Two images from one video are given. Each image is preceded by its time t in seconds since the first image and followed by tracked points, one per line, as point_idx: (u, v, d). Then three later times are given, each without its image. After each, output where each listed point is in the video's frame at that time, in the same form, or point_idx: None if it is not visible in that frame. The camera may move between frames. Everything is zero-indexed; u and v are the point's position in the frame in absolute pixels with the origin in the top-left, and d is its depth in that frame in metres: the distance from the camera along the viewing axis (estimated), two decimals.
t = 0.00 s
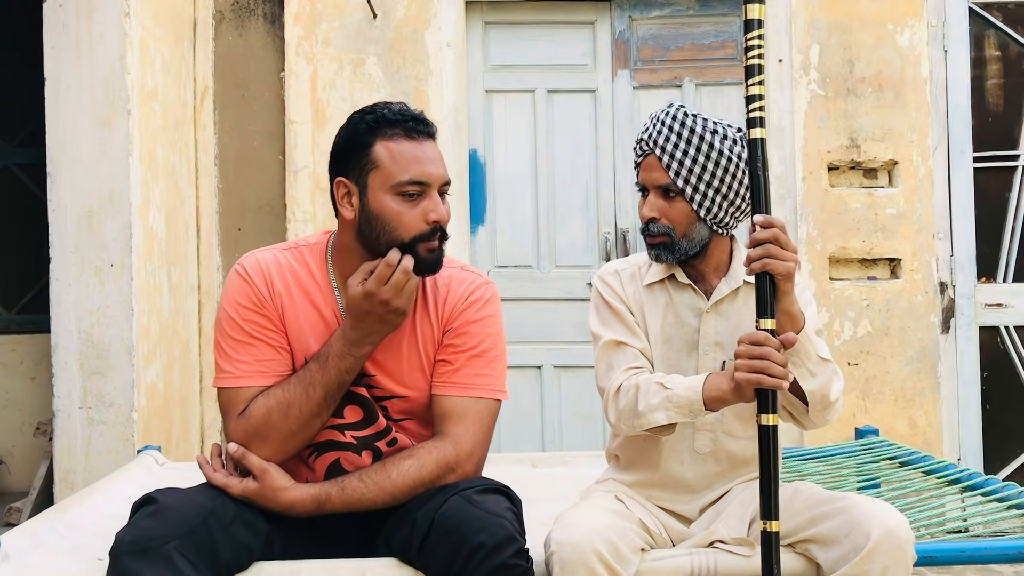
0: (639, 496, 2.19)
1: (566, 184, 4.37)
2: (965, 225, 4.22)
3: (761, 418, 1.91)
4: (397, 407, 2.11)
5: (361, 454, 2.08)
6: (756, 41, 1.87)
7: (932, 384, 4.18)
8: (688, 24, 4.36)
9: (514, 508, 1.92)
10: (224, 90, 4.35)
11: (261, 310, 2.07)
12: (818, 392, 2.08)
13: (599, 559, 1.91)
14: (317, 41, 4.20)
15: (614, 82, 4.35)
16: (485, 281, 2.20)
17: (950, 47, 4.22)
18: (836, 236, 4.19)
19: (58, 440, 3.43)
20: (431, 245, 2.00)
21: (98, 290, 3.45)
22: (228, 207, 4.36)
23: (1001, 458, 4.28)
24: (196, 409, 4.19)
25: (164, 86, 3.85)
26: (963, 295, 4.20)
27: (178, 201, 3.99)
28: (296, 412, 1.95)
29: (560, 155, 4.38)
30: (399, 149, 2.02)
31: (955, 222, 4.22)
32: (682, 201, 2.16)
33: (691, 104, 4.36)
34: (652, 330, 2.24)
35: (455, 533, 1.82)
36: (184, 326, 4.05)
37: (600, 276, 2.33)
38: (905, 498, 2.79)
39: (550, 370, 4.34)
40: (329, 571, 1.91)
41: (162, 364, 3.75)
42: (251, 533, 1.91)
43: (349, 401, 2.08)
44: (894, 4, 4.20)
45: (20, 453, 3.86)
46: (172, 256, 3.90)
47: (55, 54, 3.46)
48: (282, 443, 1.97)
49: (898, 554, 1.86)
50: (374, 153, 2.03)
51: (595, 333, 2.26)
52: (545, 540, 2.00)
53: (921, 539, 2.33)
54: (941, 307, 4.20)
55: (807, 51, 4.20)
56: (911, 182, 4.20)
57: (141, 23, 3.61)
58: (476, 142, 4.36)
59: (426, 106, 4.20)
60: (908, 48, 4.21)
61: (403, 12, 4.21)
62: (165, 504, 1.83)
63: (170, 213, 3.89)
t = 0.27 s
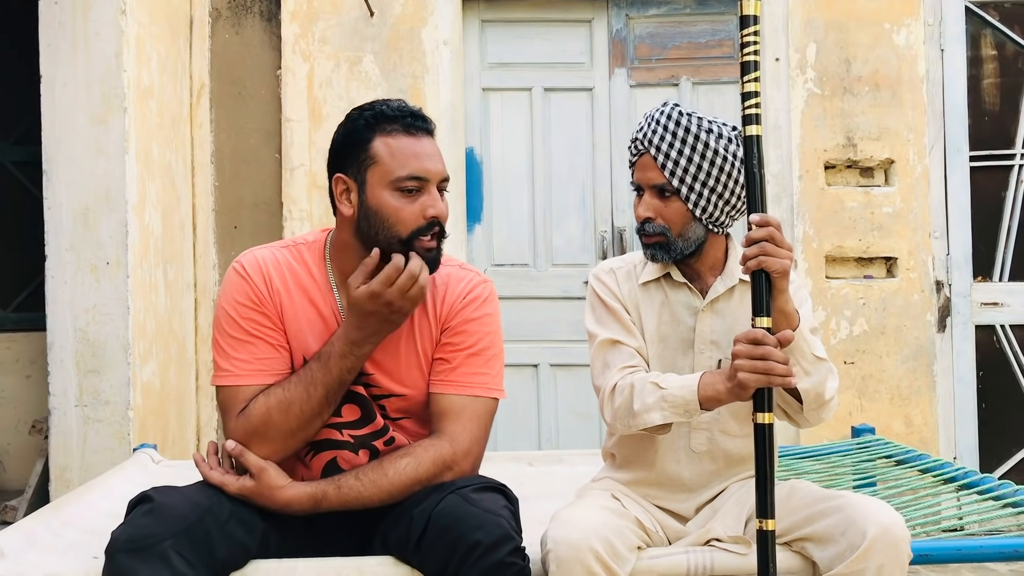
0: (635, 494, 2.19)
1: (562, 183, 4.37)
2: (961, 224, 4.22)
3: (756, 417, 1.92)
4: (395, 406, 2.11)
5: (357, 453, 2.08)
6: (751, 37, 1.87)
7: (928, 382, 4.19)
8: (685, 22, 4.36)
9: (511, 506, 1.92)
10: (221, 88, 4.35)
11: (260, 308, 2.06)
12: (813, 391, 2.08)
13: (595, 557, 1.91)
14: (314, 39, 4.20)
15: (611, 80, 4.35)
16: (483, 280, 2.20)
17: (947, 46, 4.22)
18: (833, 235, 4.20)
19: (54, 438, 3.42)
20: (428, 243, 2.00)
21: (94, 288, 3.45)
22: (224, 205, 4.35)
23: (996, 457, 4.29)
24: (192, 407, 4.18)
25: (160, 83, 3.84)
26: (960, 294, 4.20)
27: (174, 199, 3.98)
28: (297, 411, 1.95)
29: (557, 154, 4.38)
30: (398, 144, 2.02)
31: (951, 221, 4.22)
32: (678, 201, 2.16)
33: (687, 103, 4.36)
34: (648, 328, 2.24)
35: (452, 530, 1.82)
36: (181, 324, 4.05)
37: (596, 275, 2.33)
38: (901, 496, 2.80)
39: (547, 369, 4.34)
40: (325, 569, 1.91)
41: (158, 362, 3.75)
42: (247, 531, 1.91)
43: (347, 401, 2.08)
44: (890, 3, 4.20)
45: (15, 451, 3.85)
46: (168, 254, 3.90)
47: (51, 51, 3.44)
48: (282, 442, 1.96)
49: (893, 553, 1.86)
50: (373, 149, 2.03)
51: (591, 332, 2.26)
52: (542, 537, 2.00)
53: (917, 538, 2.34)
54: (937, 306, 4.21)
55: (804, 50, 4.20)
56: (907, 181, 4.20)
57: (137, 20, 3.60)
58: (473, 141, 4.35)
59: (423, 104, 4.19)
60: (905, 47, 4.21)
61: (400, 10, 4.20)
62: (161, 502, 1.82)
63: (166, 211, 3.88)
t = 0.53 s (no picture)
0: (633, 492, 2.19)
1: (560, 181, 4.37)
2: (959, 222, 4.22)
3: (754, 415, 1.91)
4: (393, 403, 2.11)
5: (356, 447, 2.08)
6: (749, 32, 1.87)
7: (926, 380, 4.19)
8: (683, 20, 4.35)
9: (508, 504, 1.92)
10: (218, 86, 4.34)
11: (263, 297, 2.06)
12: (809, 388, 2.08)
13: (593, 554, 1.91)
14: (311, 36, 4.19)
15: (609, 78, 4.35)
16: (480, 277, 2.20)
17: (945, 43, 4.22)
18: (831, 232, 4.20)
19: (50, 435, 3.42)
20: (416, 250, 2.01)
21: (91, 286, 3.44)
22: (221, 202, 4.35)
23: (994, 454, 4.29)
24: (190, 405, 4.18)
25: (157, 80, 3.83)
26: (957, 292, 4.21)
27: (171, 196, 3.98)
28: (307, 401, 1.94)
29: (555, 151, 4.37)
30: (384, 150, 2.01)
31: (949, 219, 4.23)
32: (674, 200, 2.16)
33: (685, 100, 4.35)
34: (645, 326, 2.24)
35: (449, 528, 1.82)
36: (178, 322, 4.04)
37: (593, 273, 2.33)
38: (899, 494, 2.80)
39: (545, 367, 4.33)
40: (322, 567, 1.90)
41: (155, 360, 3.74)
42: (245, 528, 1.90)
43: (345, 395, 2.08)
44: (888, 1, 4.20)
45: (12, 449, 3.85)
46: (166, 252, 3.89)
47: (47, 48, 3.43)
48: (291, 432, 1.96)
49: (891, 550, 1.86)
50: (359, 155, 2.03)
51: (588, 330, 2.26)
52: (539, 535, 2.00)
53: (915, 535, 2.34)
54: (935, 304, 4.21)
55: (802, 47, 4.20)
56: (905, 179, 4.20)
57: (134, 17, 3.60)
58: (471, 139, 4.35)
59: (421, 101, 4.18)
60: (903, 45, 4.21)
61: (397, 7, 4.19)
62: (158, 500, 1.82)
63: (163, 208, 3.88)
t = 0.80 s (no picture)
0: (632, 491, 2.19)
1: (558, 179, 4.37)
2: (957, 220, 4.23)
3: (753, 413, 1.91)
4: (391, 402, 2.10)
5: (354, 445, 2.08)
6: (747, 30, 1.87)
7: (925, 378, 4.19)
8: (682, 18, 4.35)
9: (508, 502, 1.92)
10: (216, 84, 4.34)
11: (261, 294, 2.07)
12: (807, 387, 2.08)
13: (592, 553, 1.91)
14: (310, 34, 4.19)
15: (607, 76, 4.35)
16: (479, 275, 2.20)
17: (943, 42, 4.22)
18: (830, 231, 4.20)
19: (49, 434, 3.42)
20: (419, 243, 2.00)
21: (89, 284, 3.44)
22: (220, 201, 4.35)
23: (992, 453, 4.30)
24: (189, 404, 4.17)
25: (155, 79, 3.83)
26: (956, 290, 4.21)
27: (170, 195, 3.98)
28: (303, 394, 1.95)
29: (553, 150, 4.37)
30: (382, 144, 2.02)
31: (947, 217, 4.23)
32: (671, 198, 2.16)
33: (684, 98, 4.35)
34: (643, 325, 2.24)
35: (449, 527, 1.82)
36: (177, 321, 4.04)
37: (590, 272, 2.33)
38: (897, 492, 2.80)
39: (544, 365, 4.33)
40: (322, 565, 1.90)
41: (154, 359, 3.74)
42: (244, 527, 1.90)
43: (344, 393, 2.08)
44: None
45: (11, 448, 3.85)
46: (164, 250, 3.89)
47: (46, 46, 3.43)
48: (288, 426, 1.96)
49: (890, 549, 1.86)
50: (357, 150, 2.03)
51: (587, 329, 2.26)
52: (539, 534, 2.00)
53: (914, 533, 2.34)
54: (933, 302, 4.21)
55: (800, 46, 4.20)
56: (904, 177, 4.20)
57: (133, 16, 3.59)
58: (469, 137, 4.35)
59: (419, 100, 4.18)
60: (902, 43, 4.21)
61: (396, 5, 4.19)
62: (157, 499, 1.82)
63: (161, 207, 3.88)
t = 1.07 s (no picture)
0: (631, 491, 2.19)
1: (558, 179, 4.37)
2: (957, 220, 4.23)
3: (751, 413, 1.92)
4: (391, 403, 2.11)
5: (353, 447, 2.08)
6: (745, 30, 1.88)
7: (924, 378, 4.19)
8: (681, 18, 4.35)
9: (507, 503, 1.92)
10: (216, 85, 4.34)
11: (260, 298, 2.07)
12: (805, 386, 2.08)
13: (591, 553, 1.91)
14: (309, 35, 4.19)
15: (607, 76, 4.35)
16: (479, 276, 2.20)
17: (942, 42, 4.22)
18: (829, 230, 4.20)
19: (49, 435, 3.42)
20: (417, 241, 2.00)
21: (89, 285, 3.44)
22: (220, 201, 4.35)
23: (992, 452, 4.30)
24: (189, 404, 4.17)
25: (155, 80, 3.83)
26: (955, 290, 4.22)
27: (169, 195, 3.98)
28: (299, 399, 1.95)
29: (553, 150, 4.37)
30: (382, 143, 2.02)
31: (946, 217, 4.23)
32: (677, 201, 2.16)
33: (683, 99, 4.36)
34: (643, 325, 2.24)
35: (449, 527, 1.82)
36: (176, 321, 4.04)
37: (589, 273, 2.33)
38: (897, 492, 2.80)
39: (544, 365, 4.33)
40: (321, 565, 1.90)
41: (154, 359, 3.74)
42: (244, 528, 1.91)
43: (343, 395, 2.07)
44: None
45: (10, 448, 3.85)
46: (164, 251, 3.89)
47: (45, 47, 3.43)
48: (284, 430, 1.96)
49: (889, 549, 1.86)
50: (357, 149, 2.03)
51: (586, 330, 2.26)
52: (538, 534, 2.00)
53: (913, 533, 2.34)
54: (932, 302, 4.21)
55: (800, 46, 4.20)
56: (903, 177, 4.20)
57: (132, 17, 3.60)
58: (469, 138, 4.35)
59: (419, 100, 4.18)
60: (901, 43, 4.21)
61: (395, 5, 4.19)
62: (157, 499, 1.82)
63: (161, 207, 3.88)
